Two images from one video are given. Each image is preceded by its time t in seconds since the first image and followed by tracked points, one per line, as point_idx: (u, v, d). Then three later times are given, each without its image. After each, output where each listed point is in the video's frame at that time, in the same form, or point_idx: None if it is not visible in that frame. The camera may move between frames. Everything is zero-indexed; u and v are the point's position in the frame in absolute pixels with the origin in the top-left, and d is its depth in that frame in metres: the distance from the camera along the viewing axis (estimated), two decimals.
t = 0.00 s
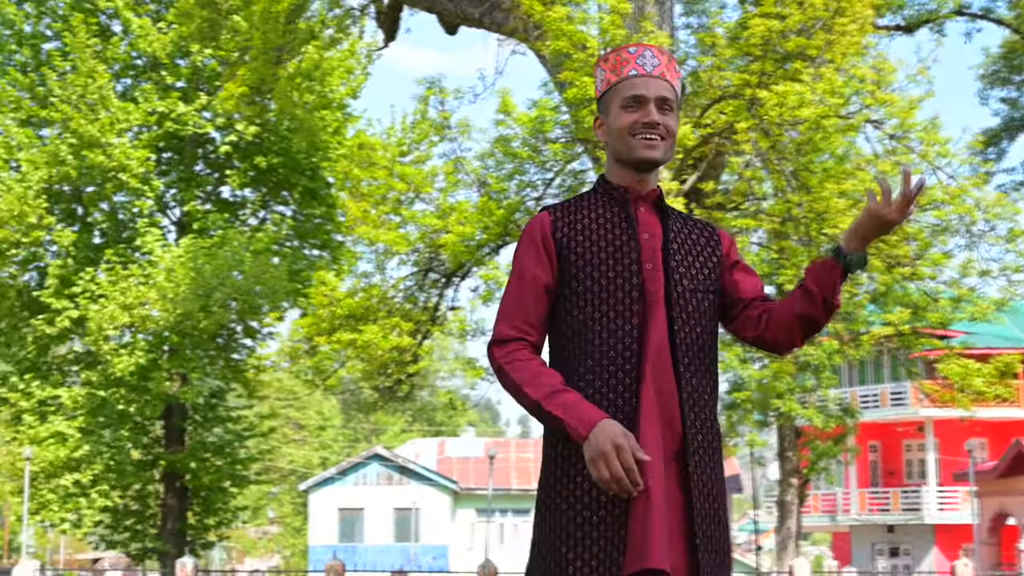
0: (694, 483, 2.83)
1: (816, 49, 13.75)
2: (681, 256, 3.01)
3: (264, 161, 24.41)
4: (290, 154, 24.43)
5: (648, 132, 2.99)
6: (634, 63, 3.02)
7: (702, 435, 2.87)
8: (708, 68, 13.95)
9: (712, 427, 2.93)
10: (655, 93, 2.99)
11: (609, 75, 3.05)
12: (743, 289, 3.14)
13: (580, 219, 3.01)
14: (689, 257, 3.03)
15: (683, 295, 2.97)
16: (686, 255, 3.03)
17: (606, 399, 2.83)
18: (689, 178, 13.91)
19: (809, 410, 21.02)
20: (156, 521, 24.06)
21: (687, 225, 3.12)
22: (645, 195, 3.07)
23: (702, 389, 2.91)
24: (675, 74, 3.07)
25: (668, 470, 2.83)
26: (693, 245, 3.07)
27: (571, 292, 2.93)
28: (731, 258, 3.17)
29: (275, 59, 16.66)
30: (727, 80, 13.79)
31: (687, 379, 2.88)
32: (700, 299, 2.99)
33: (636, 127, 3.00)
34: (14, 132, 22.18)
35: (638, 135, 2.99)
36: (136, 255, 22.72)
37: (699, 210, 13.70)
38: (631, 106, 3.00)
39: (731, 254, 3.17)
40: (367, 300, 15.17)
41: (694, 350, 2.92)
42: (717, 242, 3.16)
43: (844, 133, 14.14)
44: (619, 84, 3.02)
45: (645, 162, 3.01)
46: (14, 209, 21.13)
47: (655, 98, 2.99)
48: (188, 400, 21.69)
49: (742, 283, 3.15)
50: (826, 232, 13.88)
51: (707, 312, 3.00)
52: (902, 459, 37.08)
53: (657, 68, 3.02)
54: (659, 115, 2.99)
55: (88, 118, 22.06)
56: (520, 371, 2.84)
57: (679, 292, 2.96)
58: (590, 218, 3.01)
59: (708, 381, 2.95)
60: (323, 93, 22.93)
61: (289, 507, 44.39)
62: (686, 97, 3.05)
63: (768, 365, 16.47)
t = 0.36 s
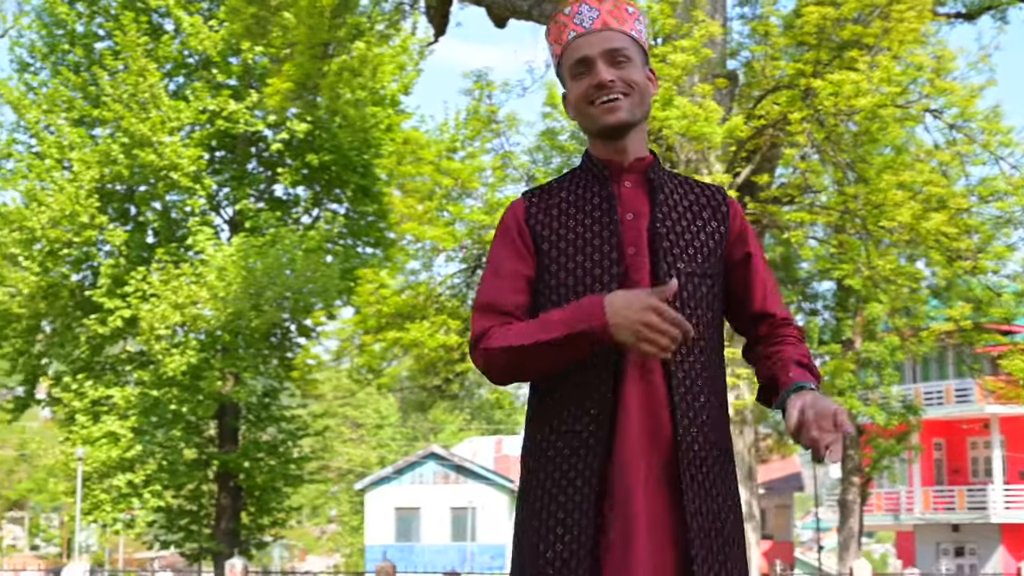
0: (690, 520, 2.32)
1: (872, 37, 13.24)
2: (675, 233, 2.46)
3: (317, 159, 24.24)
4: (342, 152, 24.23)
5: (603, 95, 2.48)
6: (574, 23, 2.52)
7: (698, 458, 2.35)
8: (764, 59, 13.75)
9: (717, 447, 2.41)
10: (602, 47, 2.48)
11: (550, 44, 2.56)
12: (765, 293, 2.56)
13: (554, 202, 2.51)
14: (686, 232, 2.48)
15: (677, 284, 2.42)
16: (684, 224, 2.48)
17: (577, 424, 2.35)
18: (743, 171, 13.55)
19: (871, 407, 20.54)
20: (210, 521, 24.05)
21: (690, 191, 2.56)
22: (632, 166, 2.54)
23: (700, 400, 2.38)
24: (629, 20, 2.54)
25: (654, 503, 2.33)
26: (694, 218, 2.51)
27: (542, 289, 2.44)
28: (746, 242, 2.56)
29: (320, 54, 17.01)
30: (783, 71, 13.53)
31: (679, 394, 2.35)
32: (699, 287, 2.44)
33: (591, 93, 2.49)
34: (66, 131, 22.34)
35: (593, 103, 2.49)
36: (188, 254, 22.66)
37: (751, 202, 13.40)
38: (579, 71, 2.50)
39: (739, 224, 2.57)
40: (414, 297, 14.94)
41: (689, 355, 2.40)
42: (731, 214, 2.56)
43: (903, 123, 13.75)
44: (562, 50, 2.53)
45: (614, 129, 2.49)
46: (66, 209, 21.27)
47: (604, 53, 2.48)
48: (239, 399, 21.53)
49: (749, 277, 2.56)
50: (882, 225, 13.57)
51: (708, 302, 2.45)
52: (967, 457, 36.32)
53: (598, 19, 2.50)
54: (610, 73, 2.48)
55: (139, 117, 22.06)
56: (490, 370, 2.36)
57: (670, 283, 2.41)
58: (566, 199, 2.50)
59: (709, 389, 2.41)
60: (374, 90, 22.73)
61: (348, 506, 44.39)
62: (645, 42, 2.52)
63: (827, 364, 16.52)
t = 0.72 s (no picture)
0: None
1: (926, 28, 12.76)
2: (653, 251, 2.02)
3: (362, 158, 23.96)
4: (387, 151, 24.00)
5: (545, 103, 2.02)
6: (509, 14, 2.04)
7: (681, 522, 1.93)
8: (813, 52, 13.33)
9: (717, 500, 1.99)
10: (541, 46, 2.00)
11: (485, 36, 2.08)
12: (766, 309, 2.07)
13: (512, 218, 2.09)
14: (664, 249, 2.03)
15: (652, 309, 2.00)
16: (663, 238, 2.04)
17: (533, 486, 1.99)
18: (792, 167, 13.29)
19: (927, 405, 20.07)
20: (258, 522, 24.05)
21: (671, 192, 2.11)
22: (598, 171, 2.09)
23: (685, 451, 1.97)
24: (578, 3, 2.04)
25: None
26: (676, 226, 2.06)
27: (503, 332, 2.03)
28: (745, 244, 2.09)
29: (358, 51, 17.13)
30: (832, 64, 13.00)
31: (654, 440, 1.95)
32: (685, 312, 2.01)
33: (532, 99, 2.04)
34: (112, 132, 22.47)
35: (536, 113, 2.03)
36: (234, 254, 22.60)
37: (801, 202, 13.09)
38: (517, 74, 2.03)
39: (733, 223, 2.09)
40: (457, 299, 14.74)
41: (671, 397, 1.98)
42: (724, 209, 2.10)
43: (956, 117, 13.31)
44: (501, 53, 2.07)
45: (568, 141, 2.04)
46: (111, 210, 21.34)
47: (543, 50, 2.01)
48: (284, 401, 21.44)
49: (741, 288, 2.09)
50: (937, 222, 13.06)
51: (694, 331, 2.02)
52: None
53: (535, 12, 2.01)
54: (551, 79, 2.01)
55: (184, 116, 22.05)
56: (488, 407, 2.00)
57: (641, 309, 2.00)
58: (522, 215, 2.09)
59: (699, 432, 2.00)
60: (419, 88, 22.50)
61: (399, 504, 44.42)
62: (605, 34, 2.04)
63: (882, 364, 16.10)
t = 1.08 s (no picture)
0: None
1: (993, 25, 12.16)
2: (638, 353, 1.98)
3: (419, 158, 23.74)
4: (445, 150, 23.79)
5: (524, 169, 2.00)
6: (494, 64, 2.06)
7: None
8: (877, 49, 12.87)
9: None
10: (525, 104, 2.01)
11: (474, 81, 2.10)
12: (783, 414, 1.98)
13: (497, 317, 2.10)
14: (652, 349, 1.99)
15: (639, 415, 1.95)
16: (641, 346, 1.99)
17: None
18: (855, 168, 13.06)
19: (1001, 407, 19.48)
20: (318, 525, 24.00)
21: (669, 283, 2.06)
22: (584, 259, 2.08)
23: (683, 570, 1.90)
24: (574, 55, 2.05)
25: None
26: (668, 327, 2.01)
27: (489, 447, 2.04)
28: (753, 339, 2.01)
29: (413, 53, 16.95)
30: (896, 62, 12.55)
31: None
32: (680, 417, 1.96)
33: (509, 163, 2.02)
34: (168, 133, 22.67)
35: (511, 180, 2.02)
36: (291, 255, 22.54)
37: (865, 202, 12.81)
38: (498, 133, 2.03)
39: (741, 318, 2.03)
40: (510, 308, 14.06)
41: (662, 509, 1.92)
42: (729, 302, 2.03)
43: None
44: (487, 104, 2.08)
45: (544, 212, 2.02)
46: (168, 212, 21.57)
47: (525, 112, 2.01)
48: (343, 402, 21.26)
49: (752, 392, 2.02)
50: (1007, 223, 12.66)
51: (693, 439, 1.95)
52: None
53: (523, 60, 2.03)
54: (530, 143, 1.99)
55: (239, 118, 22.03)
56: (437, 567, 2.00)
57: (628, 427, 1.94)
58: (509, 313, 2.09)
59: (701, 553, 1.92)
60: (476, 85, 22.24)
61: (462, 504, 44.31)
62: (601, 92, 2.04)
63: (950, 365, 15.62)
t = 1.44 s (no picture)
0: None
1: None
2: (639, 454, 2.26)
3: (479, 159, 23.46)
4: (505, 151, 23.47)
5: (515, 223, 2.29)
6: (488, 105, 2.40)
7: None
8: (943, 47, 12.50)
9: None
10: (521, 149, 2.32)
11: (470, 125, 2.43)
12: (815, 526, 2.21)
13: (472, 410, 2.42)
14: (651, 446, 2.26)
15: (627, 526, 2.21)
16: (633, 456, 2.26)
17: None
18: (921, 169, 12.75)
19: None
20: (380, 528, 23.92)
21: (681, 369, 2.32)
22: (578, 338, 2.36)
23: None
24: (583, 103, 2.39)
25: None
26: (673, 426, 2.27)
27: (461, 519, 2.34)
28: (778, 445, 2.25)
29: (471, 54, 16.75)
30: (964, 60, 12.16)
31: None
32: (685, 528, 2.20)
33: (499, 215, 2.31)
34: (229, 137, 22.76)
35: (501, 240, 2.31)
36: (352, 258, 22.52)
37: (933, 205, 12.42)
38: (492, 183, 2.35)
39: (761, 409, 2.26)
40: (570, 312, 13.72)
41: None
42: (771, 411, 2.26)
43: None
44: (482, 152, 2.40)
45: (533, 274, 2.29)
46: (228, 216, 21.58)
47: (518, 167, 2.32)
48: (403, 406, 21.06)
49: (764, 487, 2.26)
50: None
51: (700, 548, 2.19)
52: None
53: (521, 103, 2.36)
54: (524, 194, 2.30)
55: (299, 120, 21.89)
56: None
57: (623, 527, 2.21)
58: (494, 401, 2.41)
59: None
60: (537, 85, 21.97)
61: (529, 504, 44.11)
62: (605, 142, 2.36)
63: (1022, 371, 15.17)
